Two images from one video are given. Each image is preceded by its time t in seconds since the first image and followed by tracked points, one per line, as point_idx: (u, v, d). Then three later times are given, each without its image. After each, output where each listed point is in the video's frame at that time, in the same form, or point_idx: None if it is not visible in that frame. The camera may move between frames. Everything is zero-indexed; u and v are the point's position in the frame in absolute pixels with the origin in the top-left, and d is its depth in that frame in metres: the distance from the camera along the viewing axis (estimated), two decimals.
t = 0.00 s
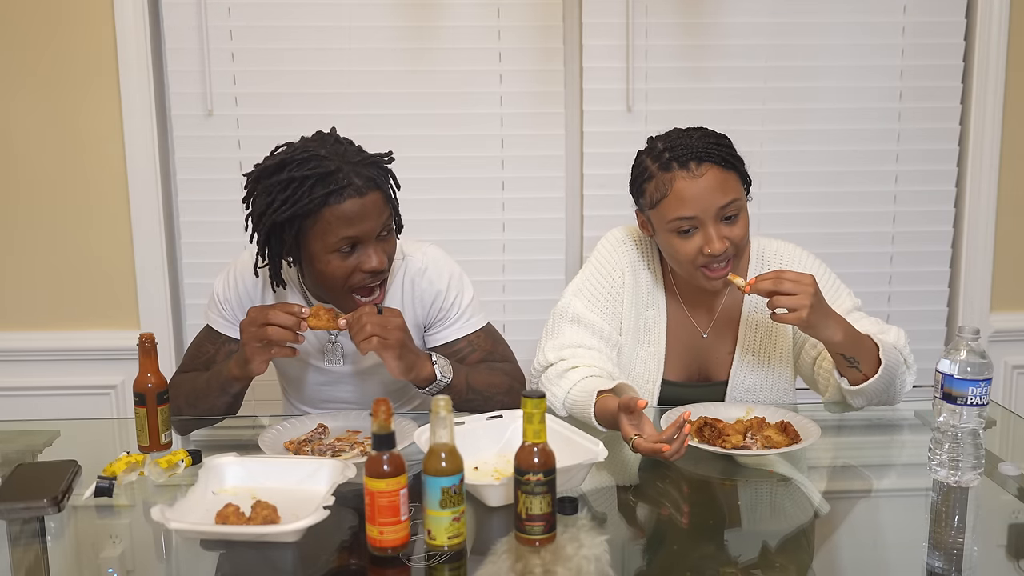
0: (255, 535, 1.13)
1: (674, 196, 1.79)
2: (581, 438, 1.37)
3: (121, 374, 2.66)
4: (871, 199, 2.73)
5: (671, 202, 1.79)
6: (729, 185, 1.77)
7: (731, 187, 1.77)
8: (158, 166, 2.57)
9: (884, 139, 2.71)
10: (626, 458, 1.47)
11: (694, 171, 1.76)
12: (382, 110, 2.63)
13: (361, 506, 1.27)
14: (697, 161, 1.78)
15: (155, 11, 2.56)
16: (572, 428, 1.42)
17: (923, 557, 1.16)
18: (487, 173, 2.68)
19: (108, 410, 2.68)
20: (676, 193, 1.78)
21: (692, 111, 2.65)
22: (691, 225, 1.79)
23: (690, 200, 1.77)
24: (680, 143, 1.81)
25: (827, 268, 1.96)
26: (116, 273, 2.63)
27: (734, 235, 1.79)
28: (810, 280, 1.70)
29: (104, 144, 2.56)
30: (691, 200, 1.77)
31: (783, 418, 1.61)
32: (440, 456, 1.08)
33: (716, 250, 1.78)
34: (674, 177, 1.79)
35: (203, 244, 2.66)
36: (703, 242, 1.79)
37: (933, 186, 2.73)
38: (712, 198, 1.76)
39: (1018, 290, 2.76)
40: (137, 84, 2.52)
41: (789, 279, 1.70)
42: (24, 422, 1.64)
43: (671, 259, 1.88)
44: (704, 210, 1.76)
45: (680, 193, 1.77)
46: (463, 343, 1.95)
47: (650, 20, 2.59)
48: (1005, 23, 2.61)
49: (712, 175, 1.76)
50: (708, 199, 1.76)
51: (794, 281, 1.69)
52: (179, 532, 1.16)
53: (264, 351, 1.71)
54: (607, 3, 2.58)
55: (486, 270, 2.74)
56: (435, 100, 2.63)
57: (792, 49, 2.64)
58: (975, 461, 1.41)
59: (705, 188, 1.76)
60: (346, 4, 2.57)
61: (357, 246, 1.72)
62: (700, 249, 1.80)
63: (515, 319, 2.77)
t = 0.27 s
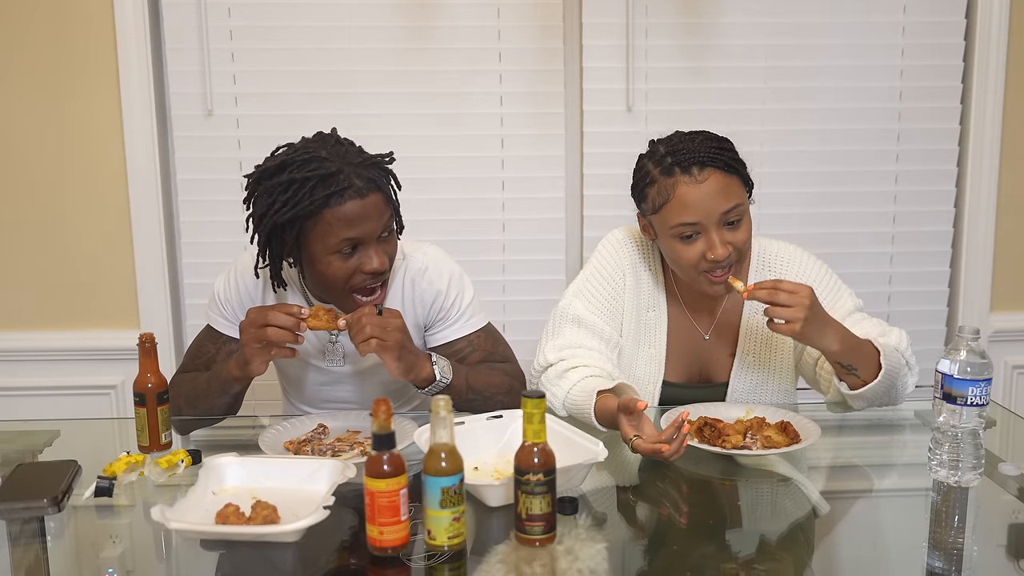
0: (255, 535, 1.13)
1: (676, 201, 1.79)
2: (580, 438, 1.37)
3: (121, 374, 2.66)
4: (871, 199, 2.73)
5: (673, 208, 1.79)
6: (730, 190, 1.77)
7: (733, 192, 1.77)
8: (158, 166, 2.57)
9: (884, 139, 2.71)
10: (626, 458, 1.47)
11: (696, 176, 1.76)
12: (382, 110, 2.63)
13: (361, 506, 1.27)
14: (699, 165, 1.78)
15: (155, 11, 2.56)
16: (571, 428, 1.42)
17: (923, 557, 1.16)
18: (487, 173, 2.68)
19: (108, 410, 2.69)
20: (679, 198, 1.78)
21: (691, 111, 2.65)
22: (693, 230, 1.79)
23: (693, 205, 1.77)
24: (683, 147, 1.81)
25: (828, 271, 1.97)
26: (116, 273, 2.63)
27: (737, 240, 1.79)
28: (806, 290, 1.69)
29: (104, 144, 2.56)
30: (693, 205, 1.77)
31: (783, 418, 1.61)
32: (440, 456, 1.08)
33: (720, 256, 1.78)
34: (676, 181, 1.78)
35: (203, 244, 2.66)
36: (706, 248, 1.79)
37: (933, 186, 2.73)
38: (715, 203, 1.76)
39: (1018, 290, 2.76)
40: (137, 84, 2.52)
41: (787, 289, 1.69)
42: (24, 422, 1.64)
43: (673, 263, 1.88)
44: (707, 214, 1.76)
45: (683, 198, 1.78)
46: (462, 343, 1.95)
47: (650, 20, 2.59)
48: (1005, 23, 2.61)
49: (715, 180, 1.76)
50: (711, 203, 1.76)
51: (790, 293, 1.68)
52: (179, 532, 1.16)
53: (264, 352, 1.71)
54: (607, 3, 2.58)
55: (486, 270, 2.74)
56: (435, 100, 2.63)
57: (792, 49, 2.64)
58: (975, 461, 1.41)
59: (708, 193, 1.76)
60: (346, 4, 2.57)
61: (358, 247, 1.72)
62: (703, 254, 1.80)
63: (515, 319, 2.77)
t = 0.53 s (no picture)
0: (255, 535, 1.13)
1: (672, 205, 1.78)
2: (581, 438, 1.37)
3: (120, 374, 2.66)
4: (871, 199, 2.73)
5: (668, 211, 1.79)
6: (728, 197, 1.76)
7: (731, 199, 1.76)
8: (158, 165, 2.57)
9: (884, 139, 2.71)
10: (626, 458, 1.47)
11: (694, 180, 1.76)
12: (382, 110, 2.63)
13: (362, 506, 1.27)
14: (698, 169, 1.78)
15: (155, 11, 2.56)
16: (572, 428, 1.42)
17: (923, 557, 1.16)
18: (487, 173, 2.68)
19: (108, 410, 2.69)
20: (674, 202, 1.78)
21: (691, 111, 2.65)
22: (688, 235, 1.79)
23: (688, 209, 1.76)
24: (685, 151, 1.80)
25: (832, 272, 1.97)
26: (116, 272, 2.63)
27: (731, 246, 1.78)
28: (813, 318, 1.62)
29: (104, 144, 2.56)
30: (688, 210, 1.76)
31: (784, 418, 1.61)
32: (440, 456, 1.08)
33: (711, 262, 1.78)
34: (672, 185, 1.77)
35: (203, 244, 2.66)
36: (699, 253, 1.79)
37: (933, 186, 2.73)
38: (712, 208, 1.75)
39: (1018, 290, 2.76)
40: (137, 84, 2.52)
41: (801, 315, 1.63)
42: (24, 422, 1.64)
43: (667, 265, 1.88)
44: (702, 220, 1.75)
45: (678, 202, 1.77)
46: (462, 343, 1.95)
47: (650, 20, 2.59)
48: (1005, 23, 2.61)
49: (713, 186, 1.75)
50: (708, 209, 1.75)
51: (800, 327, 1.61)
52: (179, 531, 1.16)
53: (264, 352, 1.71)
54: (607, 3, 2.58)
55: (486, 270, 2.74)
56: (435, 100, 2.63)
57: (792, 49, 2.64)
58: (975, 461, 1.41)
59: (705, 198, 1.75)
60: (346, 4, 2.57)
61: (360, 248, 1.72)
62: (697, 259, 1.79)
63: (515, 319, 2.77)
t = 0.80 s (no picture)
0: (255, 535, 1.13)
1: (651, 210, 1.79)
2: (581, 438, 1.37)
3: (120, 374, 2.66)
4: (871, 199, 2.73)
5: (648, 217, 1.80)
6: (690, 229, 1.74)
7: (691, 233, 1.74)
8: (158, 165, 2.57)
9: (884, 139, 2.71)
10: (626, 458, 1.47)
11: (674, 197, 1.75)
12: (383, 110, 2.63)
13: (361, 506, 1.27)
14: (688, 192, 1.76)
15: (155, 11, 2.56)
16: (572, 428, 1.42)
17: (923, 557, 1.16)
18: (487, 173, 2.68)
19: (108, 410, 2.69)
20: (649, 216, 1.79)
21: (691, 111, 2.65)
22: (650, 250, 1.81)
23: (655, 220, 1.77)
24: (698, 164, 1.78)
25: (846, 282, 1.98)
26: (117, 272, 2.63)
27: (678, 273, 1.78)
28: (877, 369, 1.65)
29: (104, 144, 2.56)
30: (657, 222, 1.77)
31: (784, 418, 1.61)
32: (440, 456, 1.08)
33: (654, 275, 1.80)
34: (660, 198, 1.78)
35: (203, 244, 2.66)
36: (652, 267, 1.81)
37: (933, 186, 2.73)
38: (674, 232, 1.74)
39: (1018, 290, 2.76)
40: (137, 84, 2.52)
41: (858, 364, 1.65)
42: (24, 422, 1.64)
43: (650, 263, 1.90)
44: (661, 234, 1.76)
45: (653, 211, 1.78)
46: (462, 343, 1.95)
47: (650, 20, 2.59)
48: (1005, 23, 2.61)
49: (678, 212, 1.74)
50: (667, 229, 1.75)
51: (874, 381, 1.63)
52: (179, 531, 1.16)
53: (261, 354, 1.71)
54: (607, 3, 2.58)
55: (486, 270, 2.74)
56: (435, 100, 2.63)
57: (792, 49, 2.64)
58: (975, 461, 1.41)
59: (672, 218, 1.74)
60: (346, 4, 2.57)
61: (361, 245, 1.72)
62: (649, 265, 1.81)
63: (515, 318, 2.77)
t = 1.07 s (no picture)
0: (255, 535, 1.13)
1: (664, 208, 1.79)
2: (581, 438, 1.37)
3: (121, 374, 2.66)
4: (871, 199, 2.73)
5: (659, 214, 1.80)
6: (700, 230, 1.73)
7: (701, 236, 1.74)
8: (158, 166, 2.57)
9: (885, 139, 2.71)
10: (626, 458, 1.47)
11: (685, 198, 1.75)
12: (382, 110, 2.63)
13: (361, 506, 1.27)
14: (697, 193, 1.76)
15: (155, 11, 2.56)
16: (572, 429, 1.42)
17: (923, 557, 1.16)
18: (487, 173, 2.68)
19: (108, 410, 2.68)
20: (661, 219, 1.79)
21: (691, 111, 2.65)
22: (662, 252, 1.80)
23: (665, 219, 1.77)
24: (715, 168, 1.78)
25: (854, 286, 2.00)
26: (117, 272, 2.63)
27: (689, 276, 1.77)
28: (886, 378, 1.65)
29: (104, 144, 2.56)
30: (666, 222, 1.77)
31: (784, 418, 1.61)
32: (440, 456, 1.08)
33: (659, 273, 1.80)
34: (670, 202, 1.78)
35: (203, 244, 2.66)
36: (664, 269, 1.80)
37: (933, 186, 2.73)
38: (682, 232, 1.74)
39: (1018, 290, 2.76)
40: (137, 85, 2.52)
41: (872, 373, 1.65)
42: (24, 422, 1.64)
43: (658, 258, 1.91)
44: (668, 233, 1.76)
45: (665, 209, 1.78)
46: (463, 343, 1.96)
47: (650, 20, 2.59)
48: (1004, 23, 2.61)
49: (689, 215, 1.74)
50: (675, 229, 1.75)
51: (890, 388, 1.64)
52: (179, 531, 1.16)
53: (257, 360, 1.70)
54: (607, 3, 2.58)
55: (486, 270, 2.74)
56: (435, 100, 2.63)
57: (792, 49, 2.64)
58: (975, 461, 1.41)
59: (681, 218, 1.74)
60: (346, 4, 2.57)
61: (366, 244, 1.73)
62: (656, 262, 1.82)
63: (516, 318, 2.77)
